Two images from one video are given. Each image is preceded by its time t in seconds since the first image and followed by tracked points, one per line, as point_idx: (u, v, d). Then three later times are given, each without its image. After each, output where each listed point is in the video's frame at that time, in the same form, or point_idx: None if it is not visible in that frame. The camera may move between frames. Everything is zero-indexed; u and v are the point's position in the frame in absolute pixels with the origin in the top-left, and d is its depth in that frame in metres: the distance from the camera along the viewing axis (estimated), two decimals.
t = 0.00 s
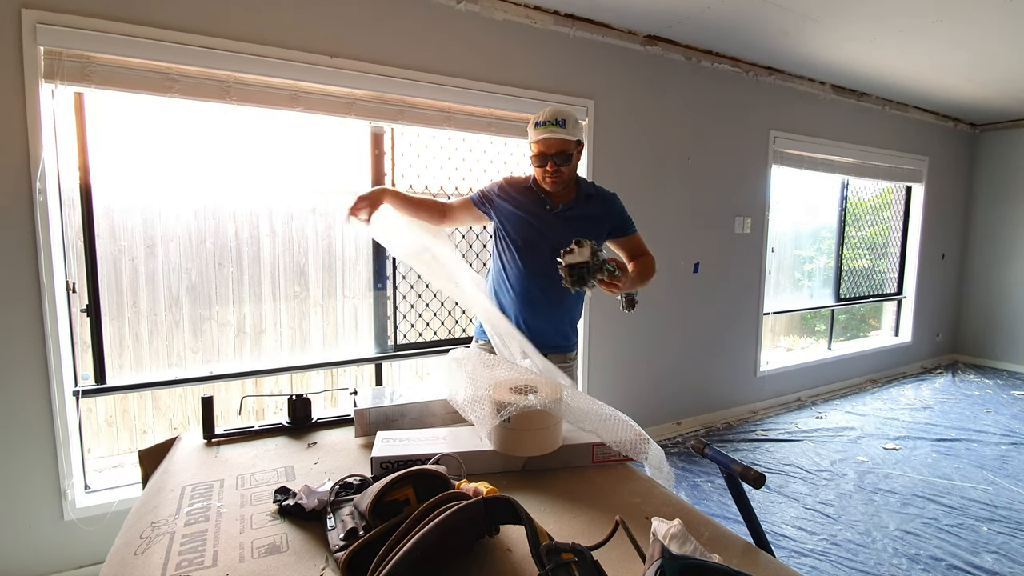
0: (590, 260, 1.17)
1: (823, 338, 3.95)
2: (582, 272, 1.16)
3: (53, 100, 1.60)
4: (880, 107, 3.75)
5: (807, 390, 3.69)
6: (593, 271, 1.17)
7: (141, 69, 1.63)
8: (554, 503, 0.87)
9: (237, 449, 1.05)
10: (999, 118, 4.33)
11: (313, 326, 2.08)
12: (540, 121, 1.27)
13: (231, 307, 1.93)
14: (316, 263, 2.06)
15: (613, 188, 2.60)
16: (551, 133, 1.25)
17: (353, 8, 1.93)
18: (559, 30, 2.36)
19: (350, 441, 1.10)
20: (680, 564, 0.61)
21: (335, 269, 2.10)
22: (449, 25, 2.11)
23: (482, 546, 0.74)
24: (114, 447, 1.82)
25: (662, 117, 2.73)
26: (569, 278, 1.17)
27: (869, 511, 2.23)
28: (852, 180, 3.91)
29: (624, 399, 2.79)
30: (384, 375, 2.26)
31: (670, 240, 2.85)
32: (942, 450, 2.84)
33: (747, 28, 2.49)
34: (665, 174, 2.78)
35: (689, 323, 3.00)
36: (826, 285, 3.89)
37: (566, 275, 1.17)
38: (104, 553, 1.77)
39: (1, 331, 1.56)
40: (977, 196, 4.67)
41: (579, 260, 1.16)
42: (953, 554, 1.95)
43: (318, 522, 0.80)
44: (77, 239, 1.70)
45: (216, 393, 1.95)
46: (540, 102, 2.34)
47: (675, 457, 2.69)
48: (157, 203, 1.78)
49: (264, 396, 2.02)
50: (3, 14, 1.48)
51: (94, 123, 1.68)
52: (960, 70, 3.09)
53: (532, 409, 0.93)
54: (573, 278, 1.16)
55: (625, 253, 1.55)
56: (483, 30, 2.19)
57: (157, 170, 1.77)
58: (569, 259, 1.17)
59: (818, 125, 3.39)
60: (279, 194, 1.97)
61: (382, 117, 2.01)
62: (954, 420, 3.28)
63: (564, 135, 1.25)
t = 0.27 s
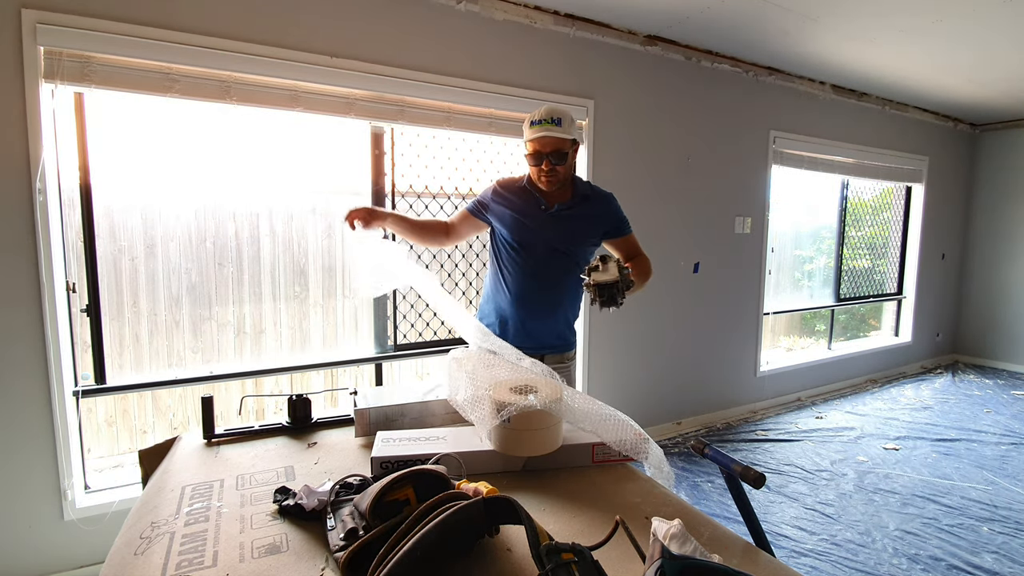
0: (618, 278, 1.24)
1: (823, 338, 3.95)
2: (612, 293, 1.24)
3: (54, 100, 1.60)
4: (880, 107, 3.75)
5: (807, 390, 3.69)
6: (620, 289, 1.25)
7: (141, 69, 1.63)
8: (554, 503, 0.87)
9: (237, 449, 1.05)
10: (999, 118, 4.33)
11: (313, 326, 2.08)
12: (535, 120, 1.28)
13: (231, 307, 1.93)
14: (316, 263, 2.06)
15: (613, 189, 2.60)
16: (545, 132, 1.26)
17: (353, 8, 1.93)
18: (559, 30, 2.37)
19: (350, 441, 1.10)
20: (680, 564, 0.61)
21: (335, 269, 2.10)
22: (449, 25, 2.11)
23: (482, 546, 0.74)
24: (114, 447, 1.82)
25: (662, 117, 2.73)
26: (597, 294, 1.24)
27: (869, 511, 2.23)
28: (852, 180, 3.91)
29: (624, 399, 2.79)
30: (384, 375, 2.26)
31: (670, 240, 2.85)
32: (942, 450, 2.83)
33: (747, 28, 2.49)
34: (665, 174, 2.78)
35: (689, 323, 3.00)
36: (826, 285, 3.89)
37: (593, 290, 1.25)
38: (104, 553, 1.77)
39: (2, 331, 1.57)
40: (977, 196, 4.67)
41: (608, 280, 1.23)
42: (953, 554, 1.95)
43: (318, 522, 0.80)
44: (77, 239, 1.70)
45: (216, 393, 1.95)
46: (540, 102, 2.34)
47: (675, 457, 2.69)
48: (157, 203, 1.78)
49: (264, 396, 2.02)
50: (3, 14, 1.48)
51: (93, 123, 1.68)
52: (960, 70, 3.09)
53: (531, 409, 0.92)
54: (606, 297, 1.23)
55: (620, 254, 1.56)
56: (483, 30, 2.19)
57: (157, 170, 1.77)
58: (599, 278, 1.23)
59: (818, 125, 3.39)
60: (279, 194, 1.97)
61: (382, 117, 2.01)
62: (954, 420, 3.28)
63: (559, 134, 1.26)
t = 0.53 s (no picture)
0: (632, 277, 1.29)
1: (823, 338, 3.95)
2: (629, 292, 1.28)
3: (54, 100, 1.60)
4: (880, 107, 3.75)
5: (807, 390, 3.69)
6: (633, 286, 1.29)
7: (140, 69, 1.63)
8: (554, 503, 0.87)
9: (237, 449, 1.05)
10: (999, 118, 4.33)
11: (313, 326, 2.08)
12: (523, 119, 1.28)
13: (231, 307, 1.93)
14: (316, 263, 2.06)
15: (613, 188, 2.60)
16: (535, 130, 1.26)
17: (352, 8, 1.93)
18: (559, 30, 2.37)
19: (350, 441, 1.10)
20: (680, 564, 0.61)
21: (335, 269, 2.10)
22: (449, 25, 2.11)
23: (483, 546, 0.74)
24: (114, 447, 1.82)
25: (662, 117, 2.73)
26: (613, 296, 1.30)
27: (869, 511, 2.23)
28: (852, 180, 3.91)
29: (624, 399, 2.79)
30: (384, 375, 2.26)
31: (670, 240, 2.85)
32: (942, 450, 2.83)
33: (747, 28, 2.49)
34: (665, 174, 2.78)
35: (689, 323, 3.00)
36: (826, 285, 3.89)
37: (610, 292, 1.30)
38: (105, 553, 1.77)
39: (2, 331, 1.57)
40: (977, 196, 4.67)
41: (625, 280, 1.27)
42: (953, 554, 1.95)
43: (318, 521, 0.80)
44: (77, 238, 1.70)
45: (216, 393, 1.95)
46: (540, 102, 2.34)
47: (675, 457, 2.69)
48: (157, 203, 1.78)
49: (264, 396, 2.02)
50: (3, 14, 1.48)
51: (94, 123, 1.68)
52: (960, 70, 3.09)
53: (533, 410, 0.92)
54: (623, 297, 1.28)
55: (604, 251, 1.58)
56: (483, 30, 2.19)
57: (157, 171, 1.77)
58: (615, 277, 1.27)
59: (818, 125, 3.39)
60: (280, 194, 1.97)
61: (382, 117, 2.01)
62: (954, 420, 3.28)
63: (549, 132, 1.26)
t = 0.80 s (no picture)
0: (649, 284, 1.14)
1: (823, 338, 3.95)
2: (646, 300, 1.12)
3: (54, 100, 1.60)
4: (880, 107, 3.75)
5: (807, 390, 3.69)
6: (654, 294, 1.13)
7: (140, 69, 1.63)
8: (554, 503, 0.87)
9: (237, 449, 1.05)
10: (999, 118, 4.33)
11: (313, 326, 2.08)
12: (523, 120, 1.26)
13: (231, 307, 1.93)
14: (316, 263, 2.06)
15: (613, 188, 2.60)
16: (536, 132, 1.24)
17: (352, 8, 1.93)
18: (559, 30, 2.37)
19: (350, 441, 1.10)
20: (680, 564, 0.61)
21: (335, 269, 2.10)
22: (449, 25, 2.11)
23: (483, 546, 0.74)
24: (114, 447, 1.82)
25: (662, 117, 2.73)
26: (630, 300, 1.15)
27: (869, 511, 2.23)
28: (852, 180, 3.91)
29: (624, 399, 2.79)
30: (384, 375, 2.26)
31: (670, 240, 2.85)
32: (942, 450, 2.83)
33: (747, 28, 2.49)
34: (665, 174, 2.78)
35: (689, 323, 3.00)
36: (826, 285, 3.89)
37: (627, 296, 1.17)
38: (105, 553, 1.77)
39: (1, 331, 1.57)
40: (977, 196, 4.67)
41: (641, 286, 1.13)
42: (953, 554, 1.95)
43: (318, 521, 0.80)
44: (77, 238, 1.70)
45: (216, 393, 1.95)
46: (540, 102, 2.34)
47: (675, 457, 2.69)
48: (157, 203, 1.78)
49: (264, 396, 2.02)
50: (3, 14, 1.48)
51: (94, 123, 1.68)
52: (960, 70, 3.09)
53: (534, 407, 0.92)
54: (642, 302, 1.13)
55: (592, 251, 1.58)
56: (483, 30, 2.19)
57: (157, 171, 1.77)
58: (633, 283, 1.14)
59: (818, 125, 3.39)
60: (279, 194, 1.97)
61: (382, 117, 2.01)
62: (954, 420, 3.28)
63: (549, 134, 1.25)
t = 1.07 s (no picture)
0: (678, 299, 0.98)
1: (823, 338, 3.95)
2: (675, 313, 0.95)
3: (53, 100, 1.60)
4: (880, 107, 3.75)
5: (807, 390, 3.69)
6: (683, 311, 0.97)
7: (140, 69, 1.63)
8: (554, 503, 0.87)
9: (237, 449, 1.05)
10: (999, 118, 4.33)
11: (313, 325, 2.08)
12: (530, 119, 1.26)
13: (231, 308, 1.93)
14: (316, 263, 2.06)
15: (613, 188, 2.60)
16: (543, 131, 1.24)
17: (352, 8, 1.93)
18: (559, 30, 2.37)
19: (350, 441, 1.09)
20: (680, 564, 0.61)
21: (335, 269, 2.10)
22: (449, 25, 2.11)
23: (482, 546, 0.74)
24: (114, 446, 1.82)
25: (662, 117, 2.73)
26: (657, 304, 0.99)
27: (869, 511, 2.23)
28: (852, 180, 3.90)
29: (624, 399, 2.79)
30: (384, 375, 2.26)
31: (670, 240, 2.85)
32: (942, 450, 2.83)
33: (747, 28, 2.49)
34: (665, 174, 2.78)
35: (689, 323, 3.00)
36: (826, 285, 3.89)
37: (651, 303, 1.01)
38: (105, 553, 1.77)
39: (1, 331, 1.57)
40: (977, 196, 4.67)
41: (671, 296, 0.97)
42: (953, 554, 1.95)
43: (317, 521, 0.80)
44: (77, 238, 1.70)
45: (216, 393, 1.95)
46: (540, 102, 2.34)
47: (675, 457, 2.69)
48: (157, 203, 1.78)
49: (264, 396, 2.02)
50: (3, 14, 1.48)
51: (94, 123, 1.68)
52: (960, 70, 3.09)
53: (536, 408, 0.91)
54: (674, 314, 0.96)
55: (594, 253, 1.58)
56: (483, 30, 2.19)
57: (157, 171, 1.77)
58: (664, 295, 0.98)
59: (818, 125, 3.39)
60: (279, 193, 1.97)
61: (382, 117, 2.01)
62: (954, 420, 3.28)
63: (555, 132, 1.25)
